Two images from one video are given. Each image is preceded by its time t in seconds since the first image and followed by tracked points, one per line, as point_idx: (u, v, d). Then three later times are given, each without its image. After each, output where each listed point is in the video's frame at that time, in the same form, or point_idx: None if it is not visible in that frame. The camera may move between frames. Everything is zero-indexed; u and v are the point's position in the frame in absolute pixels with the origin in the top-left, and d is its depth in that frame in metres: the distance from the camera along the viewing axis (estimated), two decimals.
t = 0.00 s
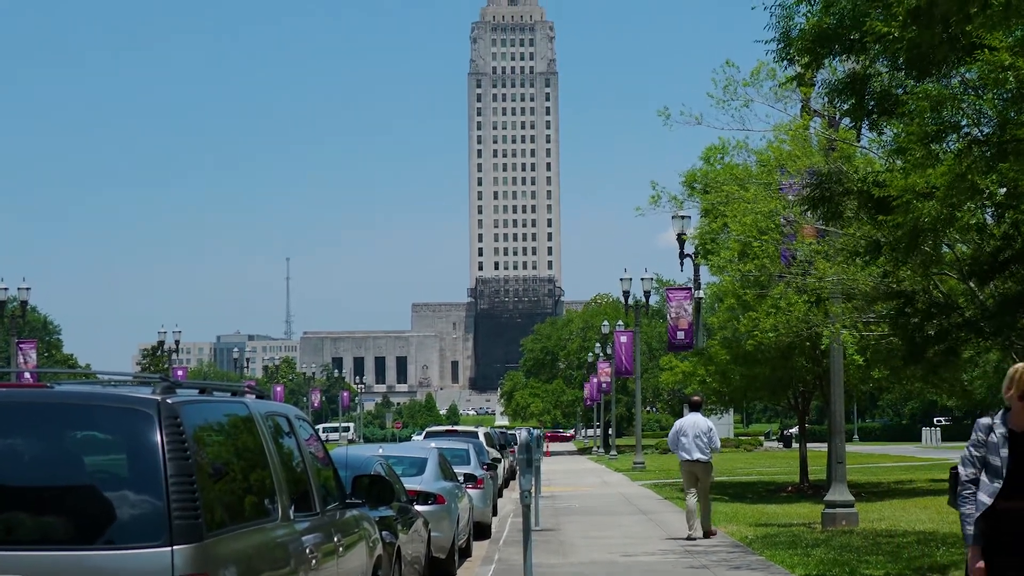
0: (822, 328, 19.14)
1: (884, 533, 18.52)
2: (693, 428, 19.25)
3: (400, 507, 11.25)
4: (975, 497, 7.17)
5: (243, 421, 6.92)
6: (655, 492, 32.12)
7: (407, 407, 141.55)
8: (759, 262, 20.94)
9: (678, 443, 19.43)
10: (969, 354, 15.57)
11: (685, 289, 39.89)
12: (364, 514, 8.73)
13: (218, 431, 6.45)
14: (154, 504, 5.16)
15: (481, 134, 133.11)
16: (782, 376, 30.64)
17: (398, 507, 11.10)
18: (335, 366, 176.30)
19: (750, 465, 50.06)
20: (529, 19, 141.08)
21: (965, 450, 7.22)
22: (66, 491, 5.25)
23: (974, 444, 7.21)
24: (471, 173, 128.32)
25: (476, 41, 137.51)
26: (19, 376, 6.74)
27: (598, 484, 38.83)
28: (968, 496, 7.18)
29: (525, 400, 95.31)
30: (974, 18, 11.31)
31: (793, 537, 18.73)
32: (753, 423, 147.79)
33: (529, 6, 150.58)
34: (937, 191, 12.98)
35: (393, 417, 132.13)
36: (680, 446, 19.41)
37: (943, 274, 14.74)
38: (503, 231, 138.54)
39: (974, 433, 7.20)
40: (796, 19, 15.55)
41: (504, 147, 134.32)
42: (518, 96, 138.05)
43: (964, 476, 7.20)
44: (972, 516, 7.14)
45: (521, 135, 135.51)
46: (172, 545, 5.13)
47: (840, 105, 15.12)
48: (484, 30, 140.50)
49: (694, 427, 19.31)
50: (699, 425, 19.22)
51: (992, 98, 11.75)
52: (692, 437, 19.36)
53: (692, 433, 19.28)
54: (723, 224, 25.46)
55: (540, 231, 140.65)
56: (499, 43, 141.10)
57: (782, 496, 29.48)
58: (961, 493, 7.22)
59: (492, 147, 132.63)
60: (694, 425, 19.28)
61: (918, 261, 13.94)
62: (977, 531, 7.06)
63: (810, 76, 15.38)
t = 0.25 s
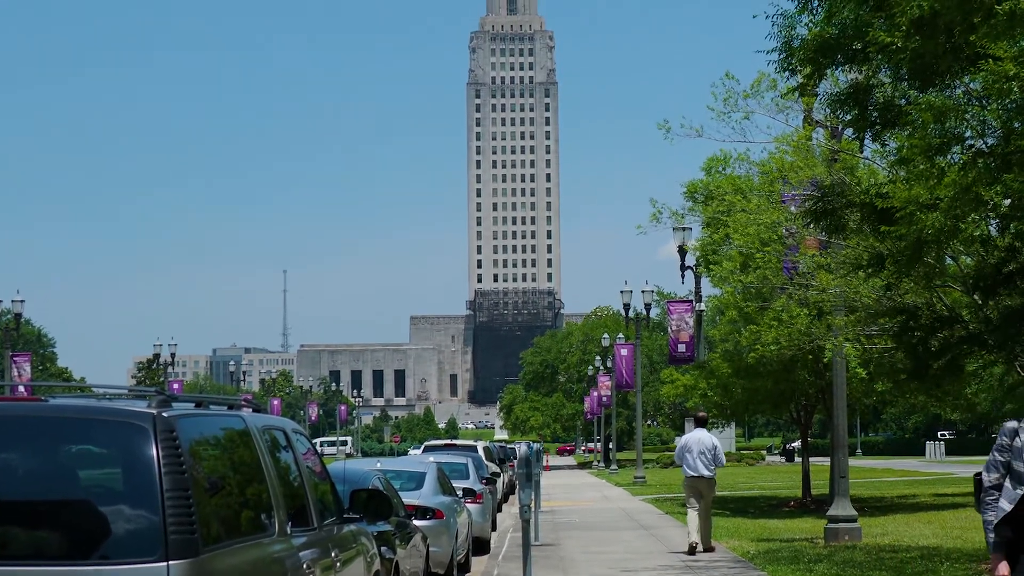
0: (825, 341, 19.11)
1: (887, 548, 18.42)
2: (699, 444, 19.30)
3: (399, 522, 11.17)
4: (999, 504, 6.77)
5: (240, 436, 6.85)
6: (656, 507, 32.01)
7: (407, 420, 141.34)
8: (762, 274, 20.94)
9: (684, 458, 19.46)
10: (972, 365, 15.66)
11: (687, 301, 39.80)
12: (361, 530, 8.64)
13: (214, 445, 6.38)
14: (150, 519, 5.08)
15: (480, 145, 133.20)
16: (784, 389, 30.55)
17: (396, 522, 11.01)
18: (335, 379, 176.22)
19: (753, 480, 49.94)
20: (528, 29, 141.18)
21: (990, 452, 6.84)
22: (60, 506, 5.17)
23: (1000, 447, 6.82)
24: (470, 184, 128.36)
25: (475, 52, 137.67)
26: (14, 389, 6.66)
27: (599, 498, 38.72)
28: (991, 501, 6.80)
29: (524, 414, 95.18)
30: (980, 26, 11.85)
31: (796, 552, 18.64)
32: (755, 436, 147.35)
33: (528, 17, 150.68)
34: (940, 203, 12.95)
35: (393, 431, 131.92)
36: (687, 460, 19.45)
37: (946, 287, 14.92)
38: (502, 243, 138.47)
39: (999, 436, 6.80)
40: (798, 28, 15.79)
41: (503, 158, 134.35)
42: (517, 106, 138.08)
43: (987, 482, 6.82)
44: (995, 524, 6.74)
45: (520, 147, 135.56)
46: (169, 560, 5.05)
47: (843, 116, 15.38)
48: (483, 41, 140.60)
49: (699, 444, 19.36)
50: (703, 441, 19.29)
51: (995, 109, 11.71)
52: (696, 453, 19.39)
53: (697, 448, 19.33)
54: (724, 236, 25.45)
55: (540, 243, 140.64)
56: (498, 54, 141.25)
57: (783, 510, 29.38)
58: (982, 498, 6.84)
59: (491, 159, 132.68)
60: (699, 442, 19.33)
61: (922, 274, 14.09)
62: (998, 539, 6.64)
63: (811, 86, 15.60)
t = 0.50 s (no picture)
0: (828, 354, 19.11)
1: (890, 563, 18.35)
2: (704, 455, 19.67)
3: (397, 537, 11.09)
4: None
5: (236, 451, 6.77)
6: (657, 522, 31.87)
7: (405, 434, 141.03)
8: (764, 287, 20.93)
9: (690, 470, 19.77)
10: (976, 379, 15.70)
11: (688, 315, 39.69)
12: (358, 546, 8.55)
13: (210, 459, 6.30)
14: (145, 535, 5.00)
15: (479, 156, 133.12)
16: (787, 403, 30.50)
17: (394, 537, 10.92)
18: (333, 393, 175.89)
19: (755, 495, 49.74)
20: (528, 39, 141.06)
21: None
22: (52, 522, 5.08)
23: None
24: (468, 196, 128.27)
25: (474, 62, 137.57)
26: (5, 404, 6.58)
27: (600, 513, 38.55)
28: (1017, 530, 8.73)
29: (523, 428, 94.98)
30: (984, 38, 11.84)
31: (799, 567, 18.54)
32: (756, 451, 146.99)
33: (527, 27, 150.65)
34: (944, 213, 13.13)
35: (391, 445, 131.59)
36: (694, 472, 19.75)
37: (949, 302, 14.98)
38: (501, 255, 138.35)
39: None
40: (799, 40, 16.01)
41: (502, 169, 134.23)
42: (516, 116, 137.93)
43: None
44: None
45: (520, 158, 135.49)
46: None
47: (847, 127, 15.56)
48: (482, 51, 140.50)
49: (705, 455, 19.71)
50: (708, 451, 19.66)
51: (1000, 120, 11.70)
52: (702, 464, 19.73)
53: (704, 459, 19.68)
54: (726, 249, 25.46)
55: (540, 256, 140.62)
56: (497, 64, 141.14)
57: (786, 526, 29.24)
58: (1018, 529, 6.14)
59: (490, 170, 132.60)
60: (704, 453, 19.69)
61: (924, 287, 14.20)
62: None
63: (813, 96, 15.76)
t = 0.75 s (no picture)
0: (830, 368, 19.16)
1: None
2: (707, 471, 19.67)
3: (394, 553, 11.00)
4: None
5: (233, 465, 6.69)
6: (658, 538, 31.77)
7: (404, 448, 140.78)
8: (766, 300, 20.99)
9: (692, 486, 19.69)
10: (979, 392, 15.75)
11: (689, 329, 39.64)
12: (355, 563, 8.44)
13: (205, 474, 6.23)
14: (141, 550, 4.93)
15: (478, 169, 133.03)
16: (789, 418, 30.40)
17: (392, 553, 10.84)
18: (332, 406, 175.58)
19: (757, 511, 49.63)
20: (527, 50, 140.99)
21: None
22: (46, 536, 5.00)
23: None
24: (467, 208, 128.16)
25: (473, 74, 137.49)
26: None
27: (600, 529, 38.43)
28: None
29: (523, 443, 94.82)
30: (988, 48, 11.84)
31: None
32: (758, 467, 146.67)
33: (527, 38, 150.67)
34: (949, 225, 12.98)
35: (389, 460, 131.33)
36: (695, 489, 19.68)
37: (956, 312, 14.88)
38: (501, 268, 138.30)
39: None
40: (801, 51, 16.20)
41: (502, 181, 134.11)
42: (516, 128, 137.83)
43: None
44: None
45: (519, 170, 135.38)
46: None
47: (849, 137, 15.78)
48: (482, 63, 140.44)
49: (708, 471, 19.69)
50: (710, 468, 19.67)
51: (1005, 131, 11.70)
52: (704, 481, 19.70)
53: (707, 476, 19.66)
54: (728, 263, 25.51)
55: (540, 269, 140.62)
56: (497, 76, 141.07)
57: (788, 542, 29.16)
58: None
59: (489, 182, 132.53)
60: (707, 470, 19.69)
61: (928, 299, 14.34)
62: None
63: (816, 108, 15.98)
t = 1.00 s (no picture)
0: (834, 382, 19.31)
1: None
2: (701, 486, 19.41)
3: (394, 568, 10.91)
4: None
5: (228, 480, 6.63)
6: (659, 554, 31.66)
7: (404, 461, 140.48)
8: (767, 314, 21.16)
9: (684, 500, 19.64)
10: (984, 404, 15.90)
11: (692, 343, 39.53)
12: None
13: (201, 489, 6.16)
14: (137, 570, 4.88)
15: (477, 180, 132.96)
16: (792, 432, 30.32)
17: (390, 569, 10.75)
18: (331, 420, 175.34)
19: (760, 525, 49.41)
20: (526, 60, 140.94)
21: None
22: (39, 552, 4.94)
23: None
24: (466, 220, 128.04)
25: (472, 85, 137.45)
26: None
27: (600, 545, 38.33)
28: None
29: (523, 458, 94.64)
30: (993, 58, 11.76)
31: None
32: (760, 480, 146.25)
33: (526, 48, 150.61)
34: (952, 238, 13.09)
35: (388, 474, 131.02)
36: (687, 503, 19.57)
37: (957, 327, 15.07)
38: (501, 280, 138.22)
39: None
40: (805, 61, 16.42)
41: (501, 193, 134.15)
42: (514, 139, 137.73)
43: None
44: None
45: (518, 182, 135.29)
46: None
47: (852, 148, 16.02)
48: (481, 74, 140.48)
49: (702, 486, 19.47)
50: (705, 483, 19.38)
51: (1010, 141, 11.70)
52: (698, 495, 19.51)
53: (700, 491, 19.47)
54: (731, 276, 25.61)
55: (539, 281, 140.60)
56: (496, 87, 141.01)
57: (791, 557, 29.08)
58: None
59: (488, 194, 132.43)
60: (701, 484, 19.48)
61: (932, 313, 14.35)
62: None
63: (818, 118, 16.25)
